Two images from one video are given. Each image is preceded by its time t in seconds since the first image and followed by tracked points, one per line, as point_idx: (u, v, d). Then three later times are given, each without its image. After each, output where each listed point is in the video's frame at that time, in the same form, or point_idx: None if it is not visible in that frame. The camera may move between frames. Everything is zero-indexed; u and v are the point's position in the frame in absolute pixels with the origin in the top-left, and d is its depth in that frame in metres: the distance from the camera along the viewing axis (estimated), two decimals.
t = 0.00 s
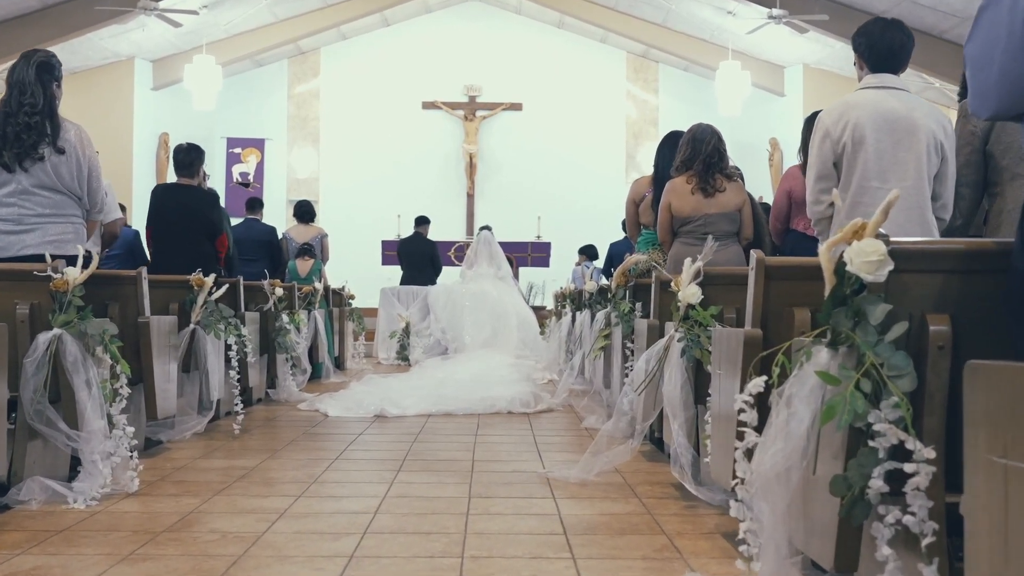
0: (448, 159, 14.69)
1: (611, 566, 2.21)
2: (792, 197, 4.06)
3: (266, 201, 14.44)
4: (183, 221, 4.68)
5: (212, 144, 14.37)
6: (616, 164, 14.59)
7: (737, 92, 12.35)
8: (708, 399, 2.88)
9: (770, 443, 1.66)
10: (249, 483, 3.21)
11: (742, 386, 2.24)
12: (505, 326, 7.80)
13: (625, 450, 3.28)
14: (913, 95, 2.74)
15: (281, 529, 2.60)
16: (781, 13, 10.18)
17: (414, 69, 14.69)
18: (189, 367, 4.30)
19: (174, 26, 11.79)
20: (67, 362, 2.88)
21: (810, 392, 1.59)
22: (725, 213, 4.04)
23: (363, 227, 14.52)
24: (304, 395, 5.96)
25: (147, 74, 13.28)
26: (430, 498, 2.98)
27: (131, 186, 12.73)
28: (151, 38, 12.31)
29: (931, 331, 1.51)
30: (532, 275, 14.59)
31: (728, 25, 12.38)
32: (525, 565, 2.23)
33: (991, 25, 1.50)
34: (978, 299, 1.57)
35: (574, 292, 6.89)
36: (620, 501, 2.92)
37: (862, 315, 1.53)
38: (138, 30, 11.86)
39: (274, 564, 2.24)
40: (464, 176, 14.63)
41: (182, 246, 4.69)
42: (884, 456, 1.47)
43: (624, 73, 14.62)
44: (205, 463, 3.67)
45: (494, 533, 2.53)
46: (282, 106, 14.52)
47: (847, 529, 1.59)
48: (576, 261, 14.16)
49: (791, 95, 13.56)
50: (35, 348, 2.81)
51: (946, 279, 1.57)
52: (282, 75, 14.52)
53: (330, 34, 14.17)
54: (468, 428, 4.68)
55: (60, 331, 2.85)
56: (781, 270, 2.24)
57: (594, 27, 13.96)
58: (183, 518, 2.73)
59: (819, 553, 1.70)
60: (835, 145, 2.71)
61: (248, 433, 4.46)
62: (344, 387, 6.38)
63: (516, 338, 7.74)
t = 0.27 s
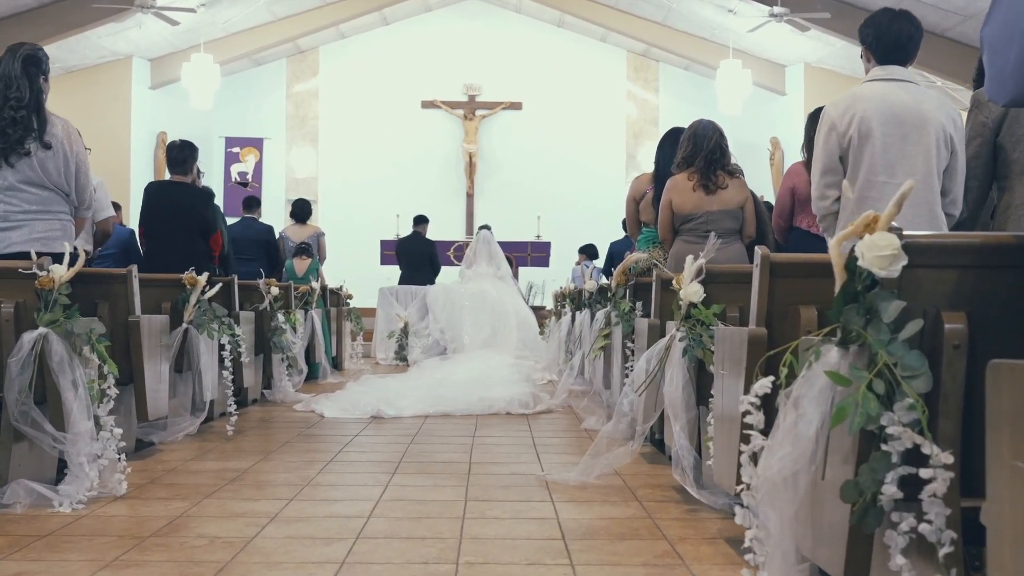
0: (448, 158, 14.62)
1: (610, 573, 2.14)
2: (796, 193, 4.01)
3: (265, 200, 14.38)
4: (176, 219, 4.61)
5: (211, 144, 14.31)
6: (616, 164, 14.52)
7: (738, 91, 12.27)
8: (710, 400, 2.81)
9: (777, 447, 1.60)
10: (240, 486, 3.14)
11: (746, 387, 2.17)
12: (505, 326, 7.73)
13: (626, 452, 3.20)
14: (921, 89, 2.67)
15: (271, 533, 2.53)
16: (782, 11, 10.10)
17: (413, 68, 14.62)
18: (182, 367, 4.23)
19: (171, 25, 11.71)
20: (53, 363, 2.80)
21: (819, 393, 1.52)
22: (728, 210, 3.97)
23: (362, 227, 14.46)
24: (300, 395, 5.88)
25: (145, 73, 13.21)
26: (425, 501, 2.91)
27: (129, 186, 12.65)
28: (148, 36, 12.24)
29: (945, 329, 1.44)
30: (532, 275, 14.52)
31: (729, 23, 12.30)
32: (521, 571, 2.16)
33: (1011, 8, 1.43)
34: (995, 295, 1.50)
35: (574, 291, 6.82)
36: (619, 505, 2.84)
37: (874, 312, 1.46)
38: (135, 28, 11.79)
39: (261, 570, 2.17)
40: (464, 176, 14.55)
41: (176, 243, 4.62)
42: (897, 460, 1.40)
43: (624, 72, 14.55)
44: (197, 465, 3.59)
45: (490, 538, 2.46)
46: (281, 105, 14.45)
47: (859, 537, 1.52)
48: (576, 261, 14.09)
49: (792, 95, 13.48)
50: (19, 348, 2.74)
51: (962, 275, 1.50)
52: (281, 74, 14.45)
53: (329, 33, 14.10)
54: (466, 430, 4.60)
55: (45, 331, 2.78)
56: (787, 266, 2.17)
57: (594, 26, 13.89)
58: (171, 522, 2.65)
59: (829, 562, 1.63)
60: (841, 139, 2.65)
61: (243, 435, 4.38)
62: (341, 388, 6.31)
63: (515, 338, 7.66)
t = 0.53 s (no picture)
0: (447, 157, 14.55)
1: None
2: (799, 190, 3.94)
3: (263, 199, 14.31)
4: (169, 217, 4.58)
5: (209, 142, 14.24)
6: (616, 163, 14.45)
7: (738, 89, 12.20)
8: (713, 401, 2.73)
9: (785, 452, 1.53)
10: (231, 489, 3.07)
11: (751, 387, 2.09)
12: (504, 325, 7.66)
13: (625, 454, 3.12)
14: (930, 80, 2.61)
15: (261, 539, 2.46)
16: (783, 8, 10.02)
17: (412, 67, 14.55)
18: (175, 368, 4.16)
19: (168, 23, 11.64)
20: (39, 363, 2.73)
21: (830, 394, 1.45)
22: (730, 207, 3.90)
23: (361, 226, 14.39)
24: (296, 396, 5.81)
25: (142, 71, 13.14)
26: (420, 505, 2.84)
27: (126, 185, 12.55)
28: (146, 34, 12.17)
29: (962, 327, 1.38)
30: (531, 274, 14.44)
31: (729, 21, 12.23)
32: None
33: None
34: (1014, 292, 1.43)
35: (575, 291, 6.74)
36: (620, 509, 2.77)
37: (887, 309, 1.39)
38: (133, 26, 11.73)
39: None
40: (463, 175, 14.48)
41: (169, 241, 4.58)
42: (912, 466, 1.33)
43: (624, 71, 14.48)
44: (189, 468, 3.51)
45: (487, 544, 2.38)
46: (280, 104, 14.39)
47: (871, 546, 1.45)
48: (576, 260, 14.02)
49: (793, 93, 13.42)
50: (4, 347, 2.67)
51: (979, 271, 1.44)
52: (279, 72, 14.39)
53: (328, 31, 14.03)
54: (463, 431, 4.52)
55: (31, 331, 2.71)
56: (793, 263, 2.10)
57: (594, 24, 13.82)
58: (159, 527, 2.58)
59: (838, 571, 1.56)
60: (848, 132, 2.58)
61: (236, 436, 4.30)
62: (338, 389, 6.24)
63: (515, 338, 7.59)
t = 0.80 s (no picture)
0: (446, 155, 14.47)
1: None
2: (803, 186, 3.87)
3: (262, 197, 14.22)
4: (162, 214, 4.50)
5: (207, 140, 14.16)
6: (617, 161, 14.36)
7: (740, 86, 12.12)
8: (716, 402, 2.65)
9: (794, 457, 1.45)
10: (222, 492, 2.99)
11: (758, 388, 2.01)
12: (503, 324, 7.58)
13: (626, 456, 3.03)
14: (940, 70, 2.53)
15: (250, 544, 2.38)
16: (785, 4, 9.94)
17: (412, 64, 14.47)
18: (167, 367, 4.08)
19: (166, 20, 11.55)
20: (22, 363, 2.65)
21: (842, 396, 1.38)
22: (733, 203, 3.82)
23: (360, 224, 14.30)
24: (292, 395, 5.73)
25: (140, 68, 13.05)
26: (415, 509, 2.76)
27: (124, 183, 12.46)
28: (144, 31, 12.08)
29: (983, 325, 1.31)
30: (532, 272, 14.36)
31: (731, 18, 12.15)
32: None
33: None
34: None
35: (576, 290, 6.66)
36: (620, 512, 2.69)
37: (904, 306, 1.31)
38: (130, 23, 11.65)
39: None
40: (463, 173, 14.40)
41: (162, 238, 4.50)
42: (931, 472, 1.26)
43: (625, 68, 14.40)
44: (181, 469, 3.43)
45: (483, 549, 2.30)
46: (279, 102, 14.30)
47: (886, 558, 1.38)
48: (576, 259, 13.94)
49: (794, 91, 13.34)
50: None
51: (999, 267, 1.37)
52: (278, 70, 14.31)
53: (327, 28, 13.95)
54: (461, 431, 4.44)
55: (13, 329, 2.63)
56: (800, 259, 2.02)
57: (594, 21, 13.74)
58: (145, 532, 2.50)
59: None
60: (856, 123, 2.50)
61: (230, 437, 4.22)
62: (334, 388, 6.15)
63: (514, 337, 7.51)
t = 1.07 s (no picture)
0: (446, 155, 14.39)
1: None
2: (807, 184, 3.80)
3: (260, 196, 14.15)
4: (153, 213, 4.42)
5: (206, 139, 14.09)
6: (617, 160, 14.28)
7: (741, 85, 12.03)
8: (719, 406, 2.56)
9: (804, 467, 1.37)
10: (211, 498, 2.91)
11: (765, 391, 1.93)
12: (502, 325, 7.50)
13: (626, 461, 2.95)
14: (950, 61, 2.44)
15: (236, 553, 2.30)
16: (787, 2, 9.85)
17: (411, 64, 14.39)
18: (158, 369, 4.00)
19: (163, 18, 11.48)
20: (4, 366, 2.57)
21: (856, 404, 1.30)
22: (737, 202, 3.74)
23: (359, 224, 14.22)
24: (288, 397, 5.65)
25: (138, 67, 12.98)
26: (409, 515, 2.68)
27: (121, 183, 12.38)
28: (141, 30, 12.01)
29: (1008, 328, 1.23)
30: (532, 272, 14.28)
31: (732, 16, 12.07)
32: None
33: None
34: None
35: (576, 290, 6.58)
36: (620, 519, 2.61)
37: (923, 307, 1.23)
38: (128, 21, 11.58)
39: None
40: (462, 172, 14.32)
41: (154, 238, 4.43)
42: (952, 485, 1.18)
43: (626, 67, 14.32)
44: (171, 474, 3.35)
45: (477, 559, 2.22)
46: (278, 101, 14.23)
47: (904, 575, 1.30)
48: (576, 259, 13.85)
49: (796, 90, 13.26)
50: None
51: None
52: (277, 69, 14.24)
53: (326, 27, 13.88)
54: (458, 434, 4.36)
55: None
56: (808, 258, 1.94)
57: (594, 20, 13.66)
58: (128, 540, 2.42)
59: None
60: (864, 118, 2.42)
61: (223, 439, 4.14)
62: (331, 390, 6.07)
63: (513, 337, 7.43)
